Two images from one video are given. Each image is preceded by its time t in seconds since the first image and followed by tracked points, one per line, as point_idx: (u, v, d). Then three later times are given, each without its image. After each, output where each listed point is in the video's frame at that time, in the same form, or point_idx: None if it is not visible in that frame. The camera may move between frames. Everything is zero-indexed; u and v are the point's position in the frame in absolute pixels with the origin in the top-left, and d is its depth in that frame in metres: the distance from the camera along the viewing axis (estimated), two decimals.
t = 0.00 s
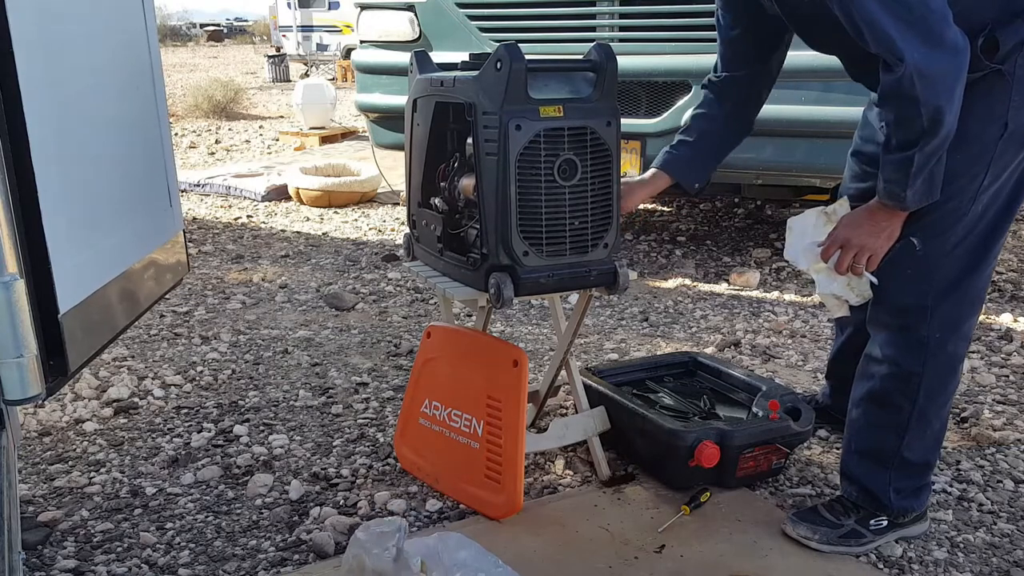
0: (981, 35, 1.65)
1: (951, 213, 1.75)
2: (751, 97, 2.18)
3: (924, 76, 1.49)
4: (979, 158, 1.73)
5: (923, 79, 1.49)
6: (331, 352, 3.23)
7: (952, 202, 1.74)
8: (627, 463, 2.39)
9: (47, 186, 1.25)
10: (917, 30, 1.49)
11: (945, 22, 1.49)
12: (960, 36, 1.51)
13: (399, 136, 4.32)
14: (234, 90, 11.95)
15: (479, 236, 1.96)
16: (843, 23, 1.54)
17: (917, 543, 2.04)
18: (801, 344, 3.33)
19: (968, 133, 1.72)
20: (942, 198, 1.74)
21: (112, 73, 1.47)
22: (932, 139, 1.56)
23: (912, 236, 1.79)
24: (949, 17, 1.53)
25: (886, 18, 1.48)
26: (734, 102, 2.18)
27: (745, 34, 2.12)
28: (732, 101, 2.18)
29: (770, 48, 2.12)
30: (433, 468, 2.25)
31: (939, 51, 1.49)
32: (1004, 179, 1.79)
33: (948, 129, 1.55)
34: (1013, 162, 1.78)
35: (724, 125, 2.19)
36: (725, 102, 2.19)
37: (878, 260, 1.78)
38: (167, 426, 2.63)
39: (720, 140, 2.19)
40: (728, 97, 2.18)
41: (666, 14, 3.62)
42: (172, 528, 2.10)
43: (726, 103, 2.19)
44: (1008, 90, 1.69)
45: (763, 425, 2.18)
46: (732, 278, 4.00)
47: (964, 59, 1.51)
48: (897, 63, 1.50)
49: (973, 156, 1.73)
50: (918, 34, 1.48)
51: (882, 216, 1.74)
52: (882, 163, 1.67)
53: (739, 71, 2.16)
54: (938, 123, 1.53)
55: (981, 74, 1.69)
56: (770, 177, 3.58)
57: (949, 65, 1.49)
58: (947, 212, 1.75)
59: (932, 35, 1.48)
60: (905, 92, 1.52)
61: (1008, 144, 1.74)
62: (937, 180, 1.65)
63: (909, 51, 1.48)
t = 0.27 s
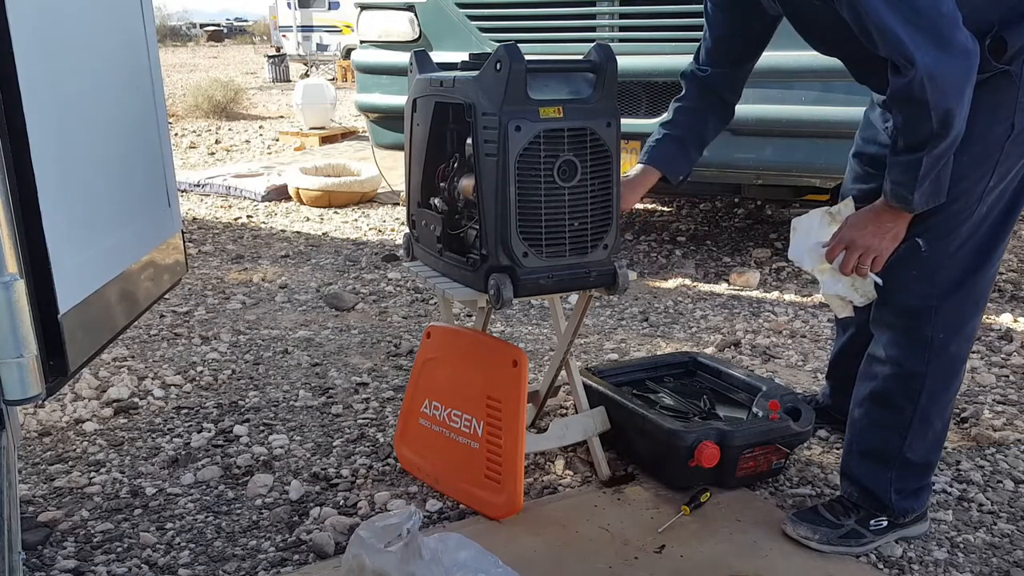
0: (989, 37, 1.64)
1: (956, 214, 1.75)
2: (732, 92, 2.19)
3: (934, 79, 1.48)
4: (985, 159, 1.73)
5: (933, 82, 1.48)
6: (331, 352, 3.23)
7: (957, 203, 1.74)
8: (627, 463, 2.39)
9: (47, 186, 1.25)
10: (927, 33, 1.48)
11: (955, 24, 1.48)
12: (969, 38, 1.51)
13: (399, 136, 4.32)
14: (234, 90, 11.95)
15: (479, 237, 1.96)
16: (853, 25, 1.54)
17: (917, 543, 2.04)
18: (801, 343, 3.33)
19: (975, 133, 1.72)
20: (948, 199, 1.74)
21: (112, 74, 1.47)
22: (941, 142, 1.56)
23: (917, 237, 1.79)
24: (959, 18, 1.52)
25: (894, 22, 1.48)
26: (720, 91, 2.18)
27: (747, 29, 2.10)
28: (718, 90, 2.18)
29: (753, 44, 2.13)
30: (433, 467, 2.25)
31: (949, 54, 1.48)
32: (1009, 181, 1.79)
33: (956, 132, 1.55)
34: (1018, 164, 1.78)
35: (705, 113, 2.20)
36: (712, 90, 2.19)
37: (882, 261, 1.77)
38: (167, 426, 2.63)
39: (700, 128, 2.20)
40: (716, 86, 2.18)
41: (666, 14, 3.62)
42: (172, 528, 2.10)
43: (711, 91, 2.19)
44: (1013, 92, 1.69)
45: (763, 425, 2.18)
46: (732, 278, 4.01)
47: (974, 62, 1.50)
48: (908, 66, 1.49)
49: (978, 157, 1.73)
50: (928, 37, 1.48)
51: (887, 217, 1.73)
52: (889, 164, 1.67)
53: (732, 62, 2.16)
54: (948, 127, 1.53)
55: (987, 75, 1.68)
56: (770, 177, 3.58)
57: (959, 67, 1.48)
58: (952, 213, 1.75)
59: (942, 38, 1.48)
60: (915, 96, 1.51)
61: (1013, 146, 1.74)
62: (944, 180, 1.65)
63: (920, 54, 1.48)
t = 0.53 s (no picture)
0: (991, 37, 1.64)
1: (958, 214, 1.75)
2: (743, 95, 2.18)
3: (935, 79, 1.48)
4: (987, 159, 1.73)
5: (934, 82, 1.48)
6: (331, 352, 3.23)
7: (959, 203, 1.74)
8: (627, 463, 2.39)
9: (46, 186, 1.25)
10: (928, 33, 1.48)
11: (957, 25, 1.48)
12: (971, 37, 1.51)
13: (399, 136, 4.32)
14: (234, 90, 11.95)
15: (479, 237, 1.96)
16: (855, 25, 1.54)
17: (917, 543, 2.04)
18: (801, 344, 3.33)
19: (977, 133, 1.72)
20: (950, 199, 1.74)
21: (112, 73, 1.47)
22: (943, 142, 1.56)
23: (919, 236, 1.79)
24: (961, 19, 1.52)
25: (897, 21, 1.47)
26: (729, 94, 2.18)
27: (749, 29, 2.10)
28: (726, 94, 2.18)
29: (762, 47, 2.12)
30: (433, 467, 2.25)
31: (950, 54, 1.48)
32: (1011, 181, 1.79)
33: (958, 131, 1.54)
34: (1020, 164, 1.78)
35: (716, 117, 2.20)
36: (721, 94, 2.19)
37: (884, 262, 1.78)
38: (168, 426, 2.63)
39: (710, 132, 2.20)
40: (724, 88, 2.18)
41: (666, 14, 3.62)
42: (172, 528, 2.10)
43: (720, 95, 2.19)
44: (1015, 92, 1.69)
45: (763, 425, 2.18)
46: (732, 278, 4.01)
47: (975, 62, 1.50)
48: (909, 66, 1.49)
49: (980, 157, 1.73)
50: (930, 36, 1.48)
51: (889, 217, 1.73)
52: (892, 164, 1.67)
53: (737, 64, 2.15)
54: (949, 127, 1.53)
55: (989, 75, 1.68)
56: (770, 177, 3.58)
57: (960, 67, 1.48)
58: (954, 213, 1.75)
59: (943, 38, 1.48)
60: (917, 96, 1.51)
61: (1015, 146, 1.74)
62: (946, 179, 1.65)
63: (921, 54, 1.48)
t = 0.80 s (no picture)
0: (991, 36, 1.64)
1: (960, 213, 1.75)
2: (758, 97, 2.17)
3: (928, 78, 1.48)
4: (988, 159, 1.73)
5: (928, 81, 1.49)
6: (331, 352, 3.23)
7: (961, 202, 1.74)
8: (627, 463, 2.39)
9: (46, 186, 1.25)
10: (921, 33, 1.48)
11: (950, 25, 1.49)
12: (964, 36, 1.51)
13: (399, 136, 4.32)
14: (234, 90, 11.95)
15: (479, 237, 1.96)
16: (848, 26, 1.54)
17: (917, 543, 2.04)
18: (801, 343, 3.33)
19: (978, 133, 1.72)
20: (952, 197, 1.74)
21: (112, 73, 1.47)
22: (939, 141, 1.56)
23: (920, 236, 1.79)
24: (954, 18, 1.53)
25: (890, 21, 1.48)
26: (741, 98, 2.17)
27: (756, 32, 2.10)
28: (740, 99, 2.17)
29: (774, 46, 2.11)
30: (432, 467, 2.25)
31: (943, 54, 1.49)
32: (1013, 181, 1.79)
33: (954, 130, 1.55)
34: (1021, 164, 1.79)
35: (730, 121, 2.18)
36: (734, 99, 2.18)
37: (886, 261, 1.78)
38: (168, 426, 2.63)
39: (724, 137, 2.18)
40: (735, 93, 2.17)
41: (666, 14, 3.62)
42: (172, 528, 2.10)
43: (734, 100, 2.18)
44: (1016, 92, 1.69)
45: (763, 425, 2.18)
46: (732, 278, 4.01)
47: (969, 62, 1.51)
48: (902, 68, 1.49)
49: (982, 156, 1.73)
50: (923, 36, 1.48)
51: (891, 217, 1.73)
52: (890, 164, 1.67)
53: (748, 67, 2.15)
54: (944, 126, 1.53)
55: (988, 75, 1.68)
56: (770, 177, 3.58)
57: (954, 66, 1.49)
58: (956, 212, 1.75)
59: (936, 38, 1.48)
60: (910, 97, 1.51)
61: (1017, 146, 1.74)
62: (946, 178, 1.65)
63: (914, 55, 1.48)
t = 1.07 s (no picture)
0: (987, 36, 1.64)
1: (958, 212, 1.75)
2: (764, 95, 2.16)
3: (914, 74, 1.49)
4: (986, 158, 1.73)
5: (913, 77, 1.49)
6: (332, 352, 3.23)
7: (960, 200, 1.74)
8: (627, 463, 2.39)
9: (46, 187, 1.25)
10: (908, 29, 1.49)
11: (938, 22, 1.49)
12: (953, 34, 1.51)
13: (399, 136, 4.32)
14: (234, 90, 11.95)
15: (479, 237, 1.96)
16: (836, 24, 1.54)
17: (917, 543, 2.04)
18: (801, 344, 3.33)
19: (976, 131, 1.72)
20: (951, 196, 1.74)
21: (112, 73, 1.47)
22: (927, 139, 1.56)
23: (919, 235, 1.79)
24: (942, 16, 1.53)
25: (876, 18, 1.48)
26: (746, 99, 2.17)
27: (756, 32, 2.12)
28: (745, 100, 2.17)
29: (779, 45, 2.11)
30: (433, 468, 2.25)
31: (930, 51, 1.49)
32: (1012, 181, 1.79)
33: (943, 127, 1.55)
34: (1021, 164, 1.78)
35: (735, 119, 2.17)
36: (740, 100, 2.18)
37: (884, 260, 1.78)
38: (168, 426, 2.63)
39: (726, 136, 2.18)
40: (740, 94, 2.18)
41: (666, 15, 3.62)
42: (172, 528, 2.10)
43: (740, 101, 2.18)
44: (1014, 91, 1.69)
45: (763, 425, 2.18)
46: (732, 278, 4.01)
47: (958, 59, 1.51)
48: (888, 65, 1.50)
49: (980, 154, 1.73)
50: (909, 33, 1.49)
51: (888, 216, 1.73)
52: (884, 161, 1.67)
53: (750, 68, 2.16)
54: (932, 122, 1.53)
55: (985, 74, 1.69)
56: (770, 177, 3.58)
57: (940, 64, 1.49)
58: (954, 210, 1.75)
59: (924, 34, 1.49)
60: (897, 94, 1.52)
61: (1015, 144, 1.74)
62: (942, 175, 1.64)
63: (900, 53, 1.48)
